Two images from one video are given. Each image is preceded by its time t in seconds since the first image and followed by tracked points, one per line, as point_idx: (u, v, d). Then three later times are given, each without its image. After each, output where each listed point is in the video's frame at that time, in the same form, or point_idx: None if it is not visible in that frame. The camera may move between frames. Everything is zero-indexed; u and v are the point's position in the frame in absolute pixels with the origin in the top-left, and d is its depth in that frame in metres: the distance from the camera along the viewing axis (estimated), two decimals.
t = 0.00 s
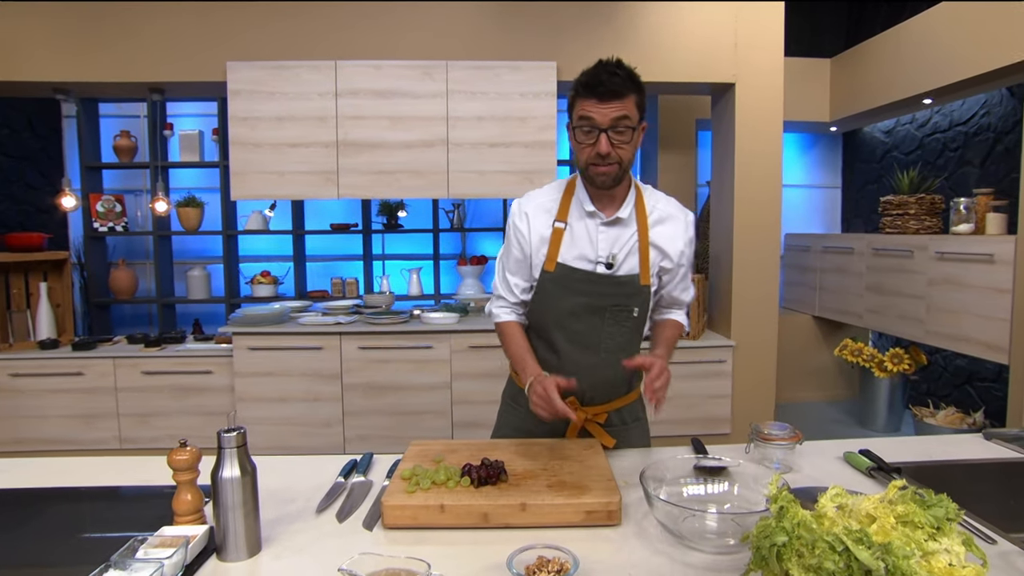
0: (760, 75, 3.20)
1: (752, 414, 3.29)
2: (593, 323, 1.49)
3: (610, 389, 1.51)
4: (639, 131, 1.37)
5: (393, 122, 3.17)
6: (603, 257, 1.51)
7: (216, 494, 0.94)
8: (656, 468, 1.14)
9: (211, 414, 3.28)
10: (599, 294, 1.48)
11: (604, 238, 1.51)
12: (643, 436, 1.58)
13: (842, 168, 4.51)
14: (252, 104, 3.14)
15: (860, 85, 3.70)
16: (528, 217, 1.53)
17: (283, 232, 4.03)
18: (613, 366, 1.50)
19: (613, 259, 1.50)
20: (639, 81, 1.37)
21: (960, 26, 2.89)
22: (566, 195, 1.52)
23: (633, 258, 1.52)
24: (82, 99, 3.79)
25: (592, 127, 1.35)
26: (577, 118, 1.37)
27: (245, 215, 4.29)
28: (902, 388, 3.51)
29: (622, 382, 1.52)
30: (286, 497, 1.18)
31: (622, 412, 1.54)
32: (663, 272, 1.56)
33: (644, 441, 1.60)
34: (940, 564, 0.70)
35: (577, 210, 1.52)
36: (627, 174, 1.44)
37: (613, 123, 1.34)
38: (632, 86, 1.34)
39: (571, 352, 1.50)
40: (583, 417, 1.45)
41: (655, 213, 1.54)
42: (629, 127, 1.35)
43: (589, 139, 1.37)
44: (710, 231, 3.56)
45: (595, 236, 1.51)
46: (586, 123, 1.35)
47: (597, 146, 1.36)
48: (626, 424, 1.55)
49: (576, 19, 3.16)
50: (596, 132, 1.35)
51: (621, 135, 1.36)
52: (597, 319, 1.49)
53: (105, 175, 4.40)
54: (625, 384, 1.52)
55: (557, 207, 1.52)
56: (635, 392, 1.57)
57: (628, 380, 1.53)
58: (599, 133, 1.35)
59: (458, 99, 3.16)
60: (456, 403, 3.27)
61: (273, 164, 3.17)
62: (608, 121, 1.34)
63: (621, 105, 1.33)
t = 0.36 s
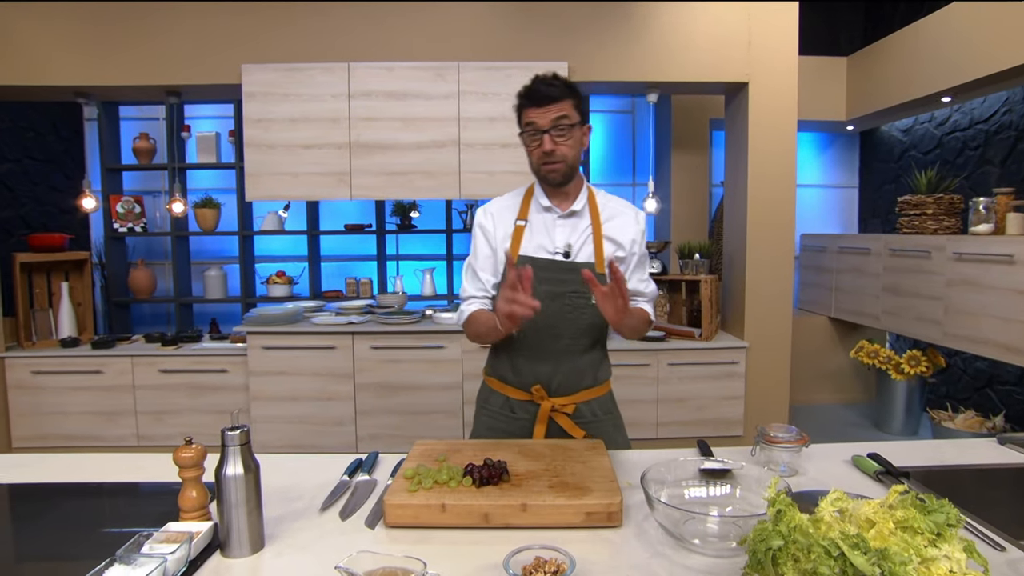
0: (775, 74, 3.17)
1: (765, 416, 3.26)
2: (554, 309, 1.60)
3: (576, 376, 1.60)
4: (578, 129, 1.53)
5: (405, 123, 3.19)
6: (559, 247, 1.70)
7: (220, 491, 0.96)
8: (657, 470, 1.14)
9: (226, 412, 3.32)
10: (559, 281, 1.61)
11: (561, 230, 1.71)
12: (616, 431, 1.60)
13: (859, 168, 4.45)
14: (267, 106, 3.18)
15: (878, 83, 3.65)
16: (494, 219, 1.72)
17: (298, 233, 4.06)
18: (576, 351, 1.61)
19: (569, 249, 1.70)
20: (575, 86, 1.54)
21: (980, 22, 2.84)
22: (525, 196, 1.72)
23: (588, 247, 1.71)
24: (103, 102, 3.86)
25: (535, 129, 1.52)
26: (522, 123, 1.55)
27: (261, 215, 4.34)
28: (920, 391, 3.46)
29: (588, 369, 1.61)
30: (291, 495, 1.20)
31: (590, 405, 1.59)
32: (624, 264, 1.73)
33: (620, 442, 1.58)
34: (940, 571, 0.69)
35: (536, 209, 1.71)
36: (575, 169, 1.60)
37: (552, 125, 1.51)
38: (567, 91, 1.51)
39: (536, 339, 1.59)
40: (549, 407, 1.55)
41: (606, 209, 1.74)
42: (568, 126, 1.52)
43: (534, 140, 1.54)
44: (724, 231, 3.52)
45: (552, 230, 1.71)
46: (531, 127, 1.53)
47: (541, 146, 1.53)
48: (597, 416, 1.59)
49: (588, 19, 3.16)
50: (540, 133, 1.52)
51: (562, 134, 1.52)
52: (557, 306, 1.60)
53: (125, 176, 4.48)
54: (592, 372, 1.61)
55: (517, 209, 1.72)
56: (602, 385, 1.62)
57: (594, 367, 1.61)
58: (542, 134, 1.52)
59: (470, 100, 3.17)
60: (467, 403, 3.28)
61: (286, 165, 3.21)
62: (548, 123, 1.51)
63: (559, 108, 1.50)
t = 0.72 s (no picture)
0: (790, 71, 3.13)
1: (781, 417, 3.22)
2: (521, 306, 1.61)
3: (545, 372, 1.60)
4: (530, 130, 1.59)
5: (418, 124, 3.21)
6: (526, 247, 1.70)
7: (224, 488, 0.97)
8: (660, 471, 1.13)
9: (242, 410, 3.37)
10: (525, 279, 1.62)
11: (527, 231, 1.71)
12: (586, 426, 1.62)
13: (878, 166, 4.38)
14: (282, 108, 3.22)
15: (897, 80, 3.59)
16: (464, 226, 1.77)
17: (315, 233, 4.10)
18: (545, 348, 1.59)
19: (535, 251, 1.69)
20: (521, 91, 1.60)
21: (1002, 17, 2.78)
22: (494, 202, 1.75)
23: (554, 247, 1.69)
24: (124, 105, 3.93)
25: (488, 136, 1.59)
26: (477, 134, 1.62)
27: (277, 216, 4.39)
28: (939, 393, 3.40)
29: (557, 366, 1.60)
30: (296, 492, 1.21)
31: (558, 402, 1.61)
32: (591, 267, 1.72)
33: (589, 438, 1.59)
34: None
35: (503, 212, 1.73)
36: (536, 168, 1.64)
37: (503, 130, 1.57)
38: (513, 96, 1.57)
39: (503, 335, 1.60)
40: (516, 402, 1.58)
41: (573, 209, 1.72)
42: (519, 128, 1.57)
43: (489, 147, 1.61)
44: (739, 231, 3.49)
45: (519, 232, 1.71)
46: (484, 135, 1.60)
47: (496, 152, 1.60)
48: (565, 412, 1.61)
49: (600, 18, 3.15)
50: (493, 140, 1.59)
51: (514, 137, 1.58)
52: (525, 304, 1.61)
53: (146, 178, 4.56)
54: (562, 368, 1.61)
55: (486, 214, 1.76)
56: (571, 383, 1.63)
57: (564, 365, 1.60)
58: (496, 140, 1.58)
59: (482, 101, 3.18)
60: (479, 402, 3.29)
61: (301, 166, 3.24)
62: (498, 129, 1.57)
63: (506, 113, 1.56)
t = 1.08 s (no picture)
0: (805, 69, 3.09)
1: (796, 419, 3.18)
2: (522, 307, 1.62)
3: (550, 370, 1.61)
4: (515, 136, 1.57)
5: (430, 124, 3.22)
6: (522, 250, 1.71)
7: (228, 485, 0.99)
8: (662, 472, 1.13)
9: (257, 409, 3.41)
10: (524, 280, 1.63)
11: (522, 234, 1.72)
12: (591, 423, 1.63)
13: (897, 164, 4.31)
14: (295, 109, 3.25)
15: (915, 77, 3.53)
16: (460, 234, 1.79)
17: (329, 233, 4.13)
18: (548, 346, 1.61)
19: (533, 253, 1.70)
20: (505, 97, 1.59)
21: None
22: (486, 207, 1.76)
23: (551, 248, 1.70)
24: (143, 108, 4.00)
25: (475, 144, 1.58)
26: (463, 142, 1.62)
27: (293, 216, 4.43)
28: (959, 395, 3.34)
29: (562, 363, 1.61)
30: (301, 491, 1.23)
31: (564, 399, 1.62)
32: (589, 264, 1.74)
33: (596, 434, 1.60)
34: None
35: (497, 216, 1.74)
36: (525, 172, 1.64)
37: (489, 138, 1.56)
38: (497, 103, 1.56)
39: (506, 335, 1.60)
40: (523, 399, 1.58)
41: (565, 209, 1.73)
42: (506, 134, 1.56)
43: (476, 155, 1.60)
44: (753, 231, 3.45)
45: (514, 236, 1.72)
46: (471, 143, 1.59)
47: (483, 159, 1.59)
48: (571, 409, 1.62)
49: (612, 17, 3.14)
50: (480, 148, 1.58)
51: (501, 143, 1.57)
52: (526, 305, 1.63)
53: (165, 180, 4.63)
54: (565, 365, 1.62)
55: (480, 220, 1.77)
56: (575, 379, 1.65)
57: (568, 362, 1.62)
58: (484, 147, 1.57)
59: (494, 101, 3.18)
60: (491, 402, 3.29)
61: (314, 167, 3.27)
62: (484, 137, 1.56)
63: (492, 120, 1.55)
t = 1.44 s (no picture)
0: (816, 67, 3.06)
1: (806, 420, 3.15)
2: (536, 306, 1.61)
3: (562, 369, 1.59)
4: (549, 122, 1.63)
5: (438, 124, 3.23)
6: (539, 249, 1.71)
7: (227, 480, 1.00)
8: (659, 472, 1.12)
9: (267, 407, 3.44)
10: (539, 278, 1.61)
11: (540, 233, 1.72)
12: (601, 421, 1.63)
13: (912, 164, 4.26)
14: (305, 110, 3.28)
15: (929, 74, 3.48)
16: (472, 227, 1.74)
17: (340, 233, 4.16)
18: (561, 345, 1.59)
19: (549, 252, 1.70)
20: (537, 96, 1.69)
21: None
22: (502, 203, 1.74)
23: (567, 249, 1.72)
24: (158, 109, 4.06)
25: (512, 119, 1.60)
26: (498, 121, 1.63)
27: (305, 216, 4.47)
28: (974, 398, 3.29)
29: (575, 362, 1.60)
30: (302, 487, 1.24)
31: (576, 398, 1.62)
32: (599, 267, 1.75)
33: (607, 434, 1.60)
34: None
35: (513, 214, 1.73)
36: (553, 156, 1.65)
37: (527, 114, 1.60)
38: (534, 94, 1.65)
39: (519, 334, 1.59)
40: (536, 399, 1.58)
41: (582, 211, 1.75)
42: (541, 115, 1.61)
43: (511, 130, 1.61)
44: (764, 231, 3.42)
45: (532, 234, 1.72)
46: (506, 119, 1.60)
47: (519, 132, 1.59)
48: (583, 408, 1.62)
49: (621, 17, 3.14)
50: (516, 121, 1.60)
51: (536, 122, 1.60)
52: (540, 304, 1.61)
53: (180, 180, 4.69)
54: (578, 364, 1.61)
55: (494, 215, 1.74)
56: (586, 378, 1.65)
57: (581, 361, 1.61)
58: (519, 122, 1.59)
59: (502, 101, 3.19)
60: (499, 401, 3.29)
61: (324, 167, 3.29)
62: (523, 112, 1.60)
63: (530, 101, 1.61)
